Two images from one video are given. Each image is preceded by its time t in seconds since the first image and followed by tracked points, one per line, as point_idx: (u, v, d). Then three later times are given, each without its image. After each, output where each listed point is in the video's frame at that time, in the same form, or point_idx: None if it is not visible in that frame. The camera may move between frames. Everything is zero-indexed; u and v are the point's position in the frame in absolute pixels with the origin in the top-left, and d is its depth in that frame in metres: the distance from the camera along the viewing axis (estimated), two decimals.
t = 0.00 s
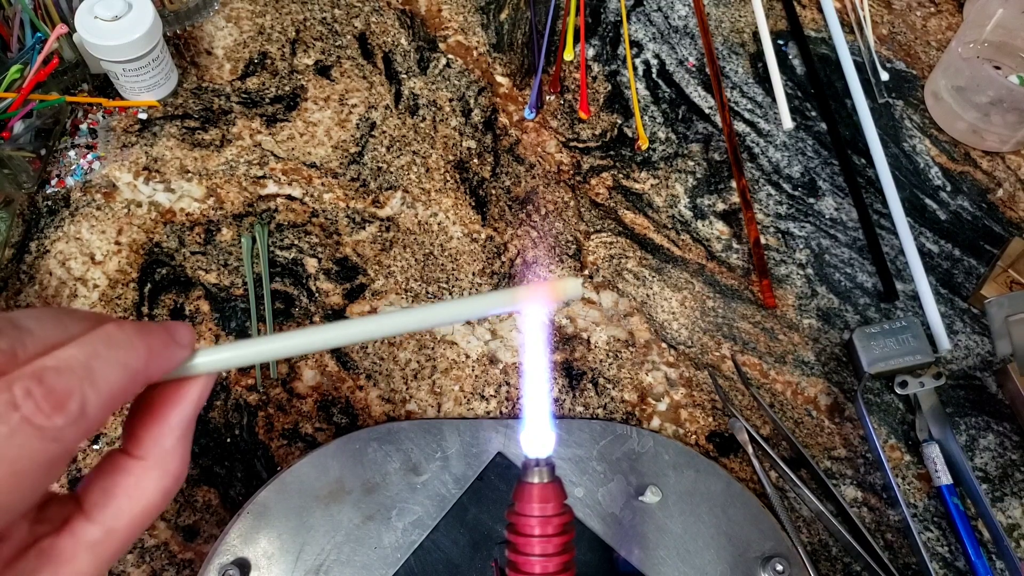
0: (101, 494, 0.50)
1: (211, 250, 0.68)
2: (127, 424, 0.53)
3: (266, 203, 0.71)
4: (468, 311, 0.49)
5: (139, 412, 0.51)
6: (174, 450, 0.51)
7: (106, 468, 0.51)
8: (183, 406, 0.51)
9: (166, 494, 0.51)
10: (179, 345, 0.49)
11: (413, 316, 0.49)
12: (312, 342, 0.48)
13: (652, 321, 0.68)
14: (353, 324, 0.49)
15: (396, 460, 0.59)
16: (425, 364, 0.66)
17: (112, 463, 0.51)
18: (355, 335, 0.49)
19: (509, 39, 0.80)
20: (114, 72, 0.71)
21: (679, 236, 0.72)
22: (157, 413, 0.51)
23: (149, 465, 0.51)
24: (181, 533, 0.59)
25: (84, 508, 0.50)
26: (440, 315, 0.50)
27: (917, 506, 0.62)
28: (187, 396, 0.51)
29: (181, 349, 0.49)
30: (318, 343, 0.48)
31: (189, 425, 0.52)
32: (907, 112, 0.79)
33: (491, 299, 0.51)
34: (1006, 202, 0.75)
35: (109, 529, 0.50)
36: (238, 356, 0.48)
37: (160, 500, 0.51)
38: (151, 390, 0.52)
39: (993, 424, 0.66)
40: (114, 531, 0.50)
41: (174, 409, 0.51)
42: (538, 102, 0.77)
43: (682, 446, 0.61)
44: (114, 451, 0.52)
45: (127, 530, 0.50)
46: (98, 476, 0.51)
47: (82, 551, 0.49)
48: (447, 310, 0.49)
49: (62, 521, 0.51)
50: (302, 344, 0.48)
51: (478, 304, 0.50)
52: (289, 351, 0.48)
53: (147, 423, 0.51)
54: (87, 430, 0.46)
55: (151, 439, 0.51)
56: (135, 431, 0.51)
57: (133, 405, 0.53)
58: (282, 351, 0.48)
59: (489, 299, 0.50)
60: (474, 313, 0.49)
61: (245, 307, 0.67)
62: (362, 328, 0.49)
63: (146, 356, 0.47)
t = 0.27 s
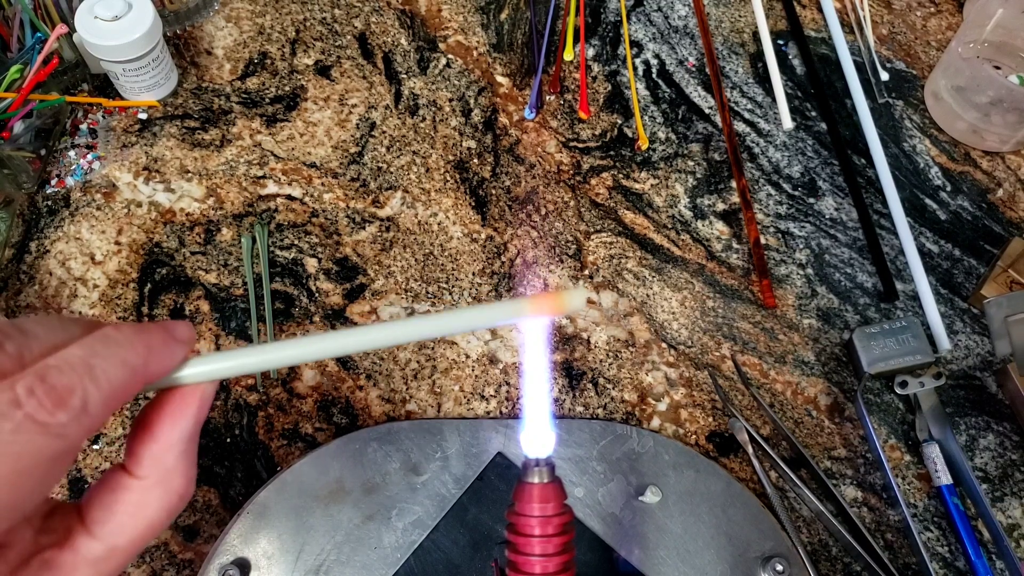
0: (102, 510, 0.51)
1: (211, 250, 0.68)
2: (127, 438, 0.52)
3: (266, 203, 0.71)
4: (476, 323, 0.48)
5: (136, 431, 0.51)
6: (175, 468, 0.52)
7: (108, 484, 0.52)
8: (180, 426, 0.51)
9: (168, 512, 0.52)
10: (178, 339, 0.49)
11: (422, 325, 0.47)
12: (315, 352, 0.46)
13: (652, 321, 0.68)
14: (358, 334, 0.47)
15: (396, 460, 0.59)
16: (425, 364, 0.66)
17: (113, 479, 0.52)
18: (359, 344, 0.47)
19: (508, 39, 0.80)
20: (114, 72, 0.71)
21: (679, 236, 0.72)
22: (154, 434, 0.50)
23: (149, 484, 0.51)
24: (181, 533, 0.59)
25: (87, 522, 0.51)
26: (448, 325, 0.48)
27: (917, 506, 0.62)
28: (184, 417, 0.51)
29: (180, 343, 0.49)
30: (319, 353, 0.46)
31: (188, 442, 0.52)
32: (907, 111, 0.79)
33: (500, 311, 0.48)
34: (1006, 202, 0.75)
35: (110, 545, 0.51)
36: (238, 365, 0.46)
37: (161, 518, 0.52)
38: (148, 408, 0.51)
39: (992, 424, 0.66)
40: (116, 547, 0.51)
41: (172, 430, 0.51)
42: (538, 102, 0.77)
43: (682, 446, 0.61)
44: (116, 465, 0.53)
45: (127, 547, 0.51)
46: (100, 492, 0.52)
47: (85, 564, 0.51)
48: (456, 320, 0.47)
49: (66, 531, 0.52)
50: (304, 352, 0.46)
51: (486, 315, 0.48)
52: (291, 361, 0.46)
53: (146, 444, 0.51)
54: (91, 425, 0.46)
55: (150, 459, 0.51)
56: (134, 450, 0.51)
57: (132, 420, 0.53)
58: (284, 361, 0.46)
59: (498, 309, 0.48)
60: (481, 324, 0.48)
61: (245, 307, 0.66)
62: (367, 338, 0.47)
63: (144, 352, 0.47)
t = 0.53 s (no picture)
0: (96, 509, 0.51)
1: (211, 250, 0.68)
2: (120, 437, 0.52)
3: (266, 203, 0.71)
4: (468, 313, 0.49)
5: (129, 429, 0.51)
6: (168, 467, 0.51)
7: (101, 482, 0.51)
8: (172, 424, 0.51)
9: (161, 510, 0.51)
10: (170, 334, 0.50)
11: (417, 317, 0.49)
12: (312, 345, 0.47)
13: (652, 321, 0.68)
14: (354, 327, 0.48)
15: (396, 460, 0.59)
16: (425, 364, 0.65)
17: (107, 478, 0.51)
18: (356, 336, 0.47)
19: (509, 39, 0.80)
20: (114, 72, 0.71)
21: (679, 236, 0.72)
22: (147, 432, 0.50)
23: (141, 484, 0.51)
24: (181, 533, 0.59)
25: (80, 521, 0.51)
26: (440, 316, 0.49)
27: (917, 506, 0.62)
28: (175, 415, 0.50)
29: (172, 337, 0.50)
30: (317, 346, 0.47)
31: (180, 440, 0.51)
32: (907, 112, 0.79)
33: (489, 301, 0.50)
34: (1007, 202, 0.75)
35: (104, 544, 0.51)
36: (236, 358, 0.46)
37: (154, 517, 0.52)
38: (140, 408, 0.51)
39: (993, 424, 0.66)
40: (111, 546, 0.51)
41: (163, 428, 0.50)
42: (538, 102, 0.77)
43: (682, 446, 0.61)
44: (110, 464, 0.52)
45: (121, 545, 0.51)
46: (94, 490, 0.51)
47: (78, 563, 0.51)
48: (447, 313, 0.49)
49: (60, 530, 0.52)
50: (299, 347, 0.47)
51: (476, 305, 0.49)
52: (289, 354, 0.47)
53: (138, 442, 0.50)
54: (87, 420, 0.47)
55: (143, 457, 0.51)
56: (125, 448, 0.51)
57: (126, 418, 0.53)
58: (283, 355, 0.47)
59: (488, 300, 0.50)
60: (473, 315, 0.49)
61: (245, 307, 0.66)
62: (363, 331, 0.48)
63: (136, 349, 0.47)
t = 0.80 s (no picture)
0: (97, 501, 0.50)
1: (211, 250, 0.68)
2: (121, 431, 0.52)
3: (266, 203, 0.71)
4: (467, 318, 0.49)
5: (133, 422, 0.51)
6: (171, 458, 0.51)
7: (101, 477, 0.51)
8: (178, 415, 0.51)
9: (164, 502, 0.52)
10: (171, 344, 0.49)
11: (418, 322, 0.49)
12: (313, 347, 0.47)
13: (652, 321, 0.68)
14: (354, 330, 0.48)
15: (396, 460, 0.59)
16: (425, 364, 0.65)
17: (108, 472, 0.51)
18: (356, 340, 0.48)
19: (508, 39, 0.80)
20: (114, 72, 0.71)
21: (679, 236, 0.72)
22: (153, 424, 0.51)
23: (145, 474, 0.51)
24: (181, 533, 0.59)
25: (81, 515, 0.50)
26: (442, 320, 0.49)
27: (917, 506, 0.62)
28: (181, 406, 0.51)
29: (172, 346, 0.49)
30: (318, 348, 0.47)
31: (183, 432, 0.52)
32: (907, 111, 0.79)
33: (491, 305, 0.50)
34: (1006, 202, 0.75)
35: (107, 537, 0.50)
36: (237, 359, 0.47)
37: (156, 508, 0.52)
38: (143, 400, 0.51)
39: (992, 424, 0.66)
40: (113, 539, 0.50)
41: (170, 419, 0.51)
42: (538, 102, 0.77)
43: (681, 446, 0.61)
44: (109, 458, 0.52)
45: (124, 537, 0.51)
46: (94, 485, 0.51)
47: (80, 559, 0.50)
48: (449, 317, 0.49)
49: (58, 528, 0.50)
50: (301, 348, 0.47)
51: (479, 311, 0.49)
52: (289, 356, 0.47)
53: (143, 433, 0.51)
54: (78, 428, 0.46)
55: (147, 448, 0.51)
56: (129, 440, 0.51)
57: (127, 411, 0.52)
58: (283, 357, 0.47)
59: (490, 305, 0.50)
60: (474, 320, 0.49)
61: (245, 307, 0.67)
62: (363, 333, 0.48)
63: (136, 355, 0.47)
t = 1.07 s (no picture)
0: (92, 488, 0.50)
1: (211, 250, 0.68)
2: (114, 418, 0.52)
3: (266, 203, 0.71)
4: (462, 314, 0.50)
5: (128, 407, 0.51)
6: (165, 442, 0.52)
7: (95, 465, 0.51)
8: (174, 397, 0.52)
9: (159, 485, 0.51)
10: (167, 352, 0.49)
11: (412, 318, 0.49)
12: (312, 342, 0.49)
13: (652, 321, 0.68)
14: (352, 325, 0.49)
15: (396, 460, 0.59)
16: (425, 364, 0.66)
17: (102, 459, 0.51)
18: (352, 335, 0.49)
19: (509, 39, 0.80)
20: (114, 72, 0.71)
21: (679, 236, 0.72)
22: (149, 407, 0.51)
23: (142, 457, 0.51)
24: (181, 533, 0.59)
25: (77, 504, 0.50)
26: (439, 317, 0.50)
27: (917, 506, 0.62)
28: (177, 389, 0.52)
29: (167, 355, 0.49)
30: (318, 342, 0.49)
31: (180, 414, 0.53)
32: (907, 111, 0.79)
33: (489, 302, 0.51)
34: (1007, 202, 0.75)
35: (103, 523, 0.50)
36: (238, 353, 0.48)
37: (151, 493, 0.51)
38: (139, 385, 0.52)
39: (993, 424, 0.66)
40: (109, 525, 0.50)
41: (166, 400, 0.51)
42: (538, 102, 0.77)
43: (681, 446, 0.61)
44: (102, 446, 0.52)
45: (120, 523, 0.50)
46: (89, 474, 0.51)
47: (77, 548, 0.49)
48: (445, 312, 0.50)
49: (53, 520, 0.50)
50: (297, 343, 0.49)
51: (475, 307, 0.49)
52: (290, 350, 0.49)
53: (140, 416, 0.51)
54: (68, 436, 0.45)
55: (143, 432, 0.51)
56: (125, 424, 0.51)
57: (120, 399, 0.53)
58: (279, 352, 0.48)
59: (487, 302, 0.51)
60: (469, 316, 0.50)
61: (245, 307, 0.67)
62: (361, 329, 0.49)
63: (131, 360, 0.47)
